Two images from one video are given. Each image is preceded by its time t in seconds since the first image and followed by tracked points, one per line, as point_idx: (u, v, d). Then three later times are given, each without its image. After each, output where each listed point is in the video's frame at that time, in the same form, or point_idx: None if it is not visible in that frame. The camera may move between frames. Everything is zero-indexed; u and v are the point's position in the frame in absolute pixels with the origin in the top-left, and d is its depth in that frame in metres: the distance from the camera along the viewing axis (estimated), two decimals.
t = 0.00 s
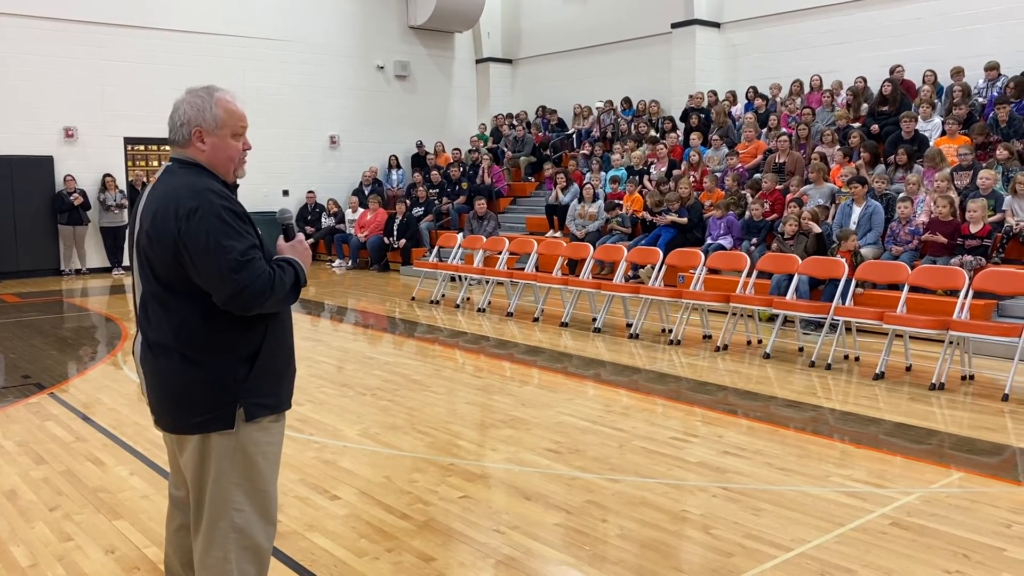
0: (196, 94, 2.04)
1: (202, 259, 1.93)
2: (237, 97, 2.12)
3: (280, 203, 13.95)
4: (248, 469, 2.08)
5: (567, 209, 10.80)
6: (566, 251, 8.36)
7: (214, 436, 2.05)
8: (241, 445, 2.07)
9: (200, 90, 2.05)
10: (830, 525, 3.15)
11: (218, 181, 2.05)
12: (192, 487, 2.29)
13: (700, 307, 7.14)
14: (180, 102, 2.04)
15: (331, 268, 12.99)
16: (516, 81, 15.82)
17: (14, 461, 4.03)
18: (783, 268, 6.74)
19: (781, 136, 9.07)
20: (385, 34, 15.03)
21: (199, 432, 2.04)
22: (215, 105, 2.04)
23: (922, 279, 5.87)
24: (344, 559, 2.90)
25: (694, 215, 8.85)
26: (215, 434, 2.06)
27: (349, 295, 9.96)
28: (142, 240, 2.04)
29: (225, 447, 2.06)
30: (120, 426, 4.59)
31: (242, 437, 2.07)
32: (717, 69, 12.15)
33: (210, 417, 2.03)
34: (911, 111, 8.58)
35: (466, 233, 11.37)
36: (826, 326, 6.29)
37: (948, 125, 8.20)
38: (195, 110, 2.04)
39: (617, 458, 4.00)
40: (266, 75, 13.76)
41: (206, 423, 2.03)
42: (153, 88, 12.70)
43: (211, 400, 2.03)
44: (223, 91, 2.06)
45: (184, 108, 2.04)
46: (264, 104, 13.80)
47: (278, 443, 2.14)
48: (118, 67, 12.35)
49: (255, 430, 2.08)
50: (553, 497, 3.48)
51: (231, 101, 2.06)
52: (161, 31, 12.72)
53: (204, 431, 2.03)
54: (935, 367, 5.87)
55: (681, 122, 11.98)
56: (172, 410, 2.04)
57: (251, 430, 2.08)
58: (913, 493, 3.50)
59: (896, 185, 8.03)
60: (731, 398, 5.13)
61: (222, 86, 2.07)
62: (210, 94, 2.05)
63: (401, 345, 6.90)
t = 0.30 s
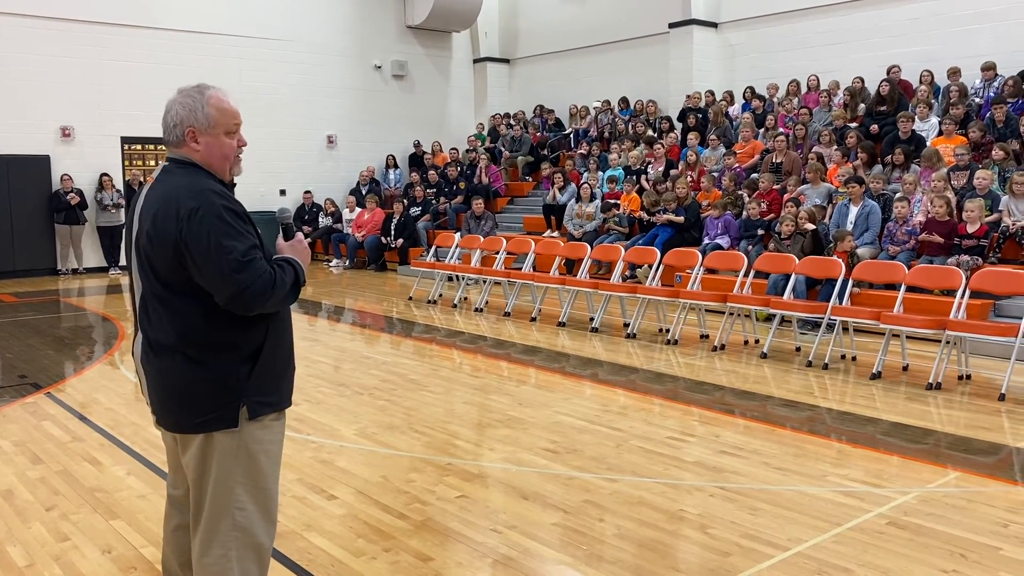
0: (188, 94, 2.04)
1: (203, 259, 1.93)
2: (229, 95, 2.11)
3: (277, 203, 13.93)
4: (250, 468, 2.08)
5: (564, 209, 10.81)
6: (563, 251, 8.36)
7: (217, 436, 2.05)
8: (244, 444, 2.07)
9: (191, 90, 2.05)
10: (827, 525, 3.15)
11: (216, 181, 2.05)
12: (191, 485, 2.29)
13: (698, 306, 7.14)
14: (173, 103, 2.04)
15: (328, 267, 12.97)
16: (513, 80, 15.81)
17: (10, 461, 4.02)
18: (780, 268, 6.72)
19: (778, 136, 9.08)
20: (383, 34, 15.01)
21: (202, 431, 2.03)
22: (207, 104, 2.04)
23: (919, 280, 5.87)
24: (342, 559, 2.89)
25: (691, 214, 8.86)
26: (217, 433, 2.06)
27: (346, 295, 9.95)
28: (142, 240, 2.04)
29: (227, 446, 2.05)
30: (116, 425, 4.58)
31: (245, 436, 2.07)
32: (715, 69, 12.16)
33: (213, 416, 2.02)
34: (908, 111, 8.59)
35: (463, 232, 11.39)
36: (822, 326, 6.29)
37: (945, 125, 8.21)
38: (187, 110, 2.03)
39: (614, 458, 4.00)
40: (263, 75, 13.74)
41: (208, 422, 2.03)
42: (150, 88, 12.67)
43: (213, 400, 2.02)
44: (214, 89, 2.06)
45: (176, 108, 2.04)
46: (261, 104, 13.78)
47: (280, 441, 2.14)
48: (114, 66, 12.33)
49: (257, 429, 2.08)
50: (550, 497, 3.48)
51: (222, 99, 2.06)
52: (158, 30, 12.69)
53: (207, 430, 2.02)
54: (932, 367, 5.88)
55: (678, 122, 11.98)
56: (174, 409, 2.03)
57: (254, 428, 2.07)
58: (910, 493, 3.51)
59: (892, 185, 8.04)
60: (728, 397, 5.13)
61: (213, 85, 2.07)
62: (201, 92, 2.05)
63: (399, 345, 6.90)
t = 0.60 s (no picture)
0: (183, 94, 2.04)
1: (201, 258, 1.93)
2: (224, 94, 2.11)
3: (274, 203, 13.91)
4: (248, 468, 2.08)
5: (562, 209, 10.83)
6: (561, 251, 8.35)
7: (213, 436, 2.05)
8: (241, 444, 2.07)
9: (186, 89, 2.05)
10: (824, 525, 3.15)
11: (213, 180, 2.05)
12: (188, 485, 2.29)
13: (695, 306, 7.14)
14: (167, 103, 2.04)
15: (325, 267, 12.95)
16: (511, 81, 15.82)
17: (7, 461, 4.01)
18: (777, 268, 6.74)
19: (776, 136, 9.08)
20: (380, 34, 15.00)
21: (199, 431, 2.03)
22: (201, 103, 2.04)
23: (915, 279, 5.88)
24: (340, 559, 2.89)
25: (688, 215, 8.87)
26: (213, 433, 2.05)
27: (344, 295, 9.94)
28: (139, 241, 2.03)
29: (224, 447, 2.05)
30: (114, 425, 4.57)
31: (242, 436, 2.06)
32: (711, 69, 12.16)
33: (211, 416, 2.02)
34: (905, 111, 8.60)
35: (461, 232, 11.37)
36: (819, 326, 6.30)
37: (942, 126, 8.21)
38: (182, 109, 2.03)
39: (612, 458, 4.01)
40: (260, 75, 13.74)
41: (205, 422, 2.02)
42: (147, 88, 12.65)
43: (211, 399, 2.02)
44: (209, 89, 2.06)
45: (171, 108, 2.04)
46: (259, 104, 13.77)
47: (277, 442, 2.14)
48: (111, 66, 12.31)
49: (254, 428, 2.08)
50: (547, 497, 3.48)
51: (216, 98, 2.06)
52: (155, 30, 12.67)
53: (204, 430, 2.02)
54: (929, 367, 5.89)
55: (676, 122, 11.99)
56: (171, 410, 2.03)
57: (251, 428, 2.08)
58: (907, 492, 3.51)
59: (890, 185, 8.06)
60: (726, 397, 5.14)
61: (207, 84, 2.06)
62: (196, 92, 2.05)
63: (396, 345, 6.90)
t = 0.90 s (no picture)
0: (179, 94, 2.04)
1: (198, 259, 1.92)
2: (221, 93, 2.11)
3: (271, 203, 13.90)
4: (245, 468, 2.08)
5: (560, 208, 10.83)
6: (559, 251, 8.35)
7: (211, 436, 2.05)
8: (239, 444, 2.07)
9: (182, 89, 2.05)
10: (822, 524, 3.16)
11: (209, 181, 2.05)
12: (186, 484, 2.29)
13: (693, 306, 7.14)
14: (163, 103, 2.05)
15: (323, 267, 12.94)
16: (509, 80, 15.82)
17: (5, 461, 4.01)
18: (774, 268, 6.76)
19: (773, 136, 9.09)
20: (378, 34, 15.00)
21: (197, 431, 2.03)
22: (197, 102, 2.03)
23: (912, 280, 5.89)
24: (338, 559, 2.89)
25: (686, 215, 8.88)
26: (210, 433, 2.05)
27: (342, 295, 9.93)
28: (136, 241, 2.03)
29: (222, 447, 2.05)
30: (112, 425, 4.57)
31: (240, 436, 2.07)
32: (709, 70, 12.17)
33: (208, 417, 2.02)
34: (902, 112, 8.61)
35: (459, 233, 11.35)
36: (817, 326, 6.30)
37: (940, 126, 8.22)
38: (178, 109, 2.04)
39: (610, 457, 4.01)
40: (258, 75, 13.73)
41: (203, 422, 2.02)
42: (144, 88, 12.63)
43: (208, 400, 2.02)
44: (204, 88, 2.06)
45: (167, 108, 2.05)
46: (257, 104, 13.75)
47: (275, 441, 2.14)
48: (109, 66, 12.30)
49: (252, 429, 2.08)
50: (545, 497, 3.48)
51: (212, 98, 2.05)
52: (152, 29, 12.66)
53: (202, 430, 2.02)
54: (926, 366, 5.90)
55: (674, 123, 11.99)
56: (170, 410, 2.03)
57: (248, 428, 2.08)
58: (904, 492, 3.52)
59: (887, 185, 8.07)
60: (724, 397, 5.14)
61: (203, 84, 2.06)
62: (192, 92, 2.05)
63: (394, 345, 6.90)
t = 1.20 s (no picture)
0: (178, 94, 2.04)
1: (195, 258, 1.92)
2: (219, 94, 2.11)
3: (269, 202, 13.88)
4: (244, 468, 2.08)
5: (558, 208, 10.83)
6: (557, 250, 8.36)
7: (209, 436, 2.05)
8: (237, 443, 2.07)
9: (181, 90, 2.05)
10: (820, 523, 3.16)
11: (206, 181, 2.05)
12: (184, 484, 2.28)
13: (691, 306, 7.14)
14: (163, 103, 2.05)
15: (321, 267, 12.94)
16: (507, 80, 15.82)
17: (2, 461, 4.00)
18: (773, 267, 6.79)
19: (771, 136, 9.10)
20: (375, 33, 14.99)
21: (195, 431, 2.03)
22: (197, 103, 2.03)
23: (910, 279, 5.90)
24: (335, 559, 2.89)
25: (684, 215, 8.89)
26: (208, 433, 2.05)
27: (341, 295, 9.91)
28: (133, 241, 2.03)
29: (221, 446, 2.05)
30: (110, 425, 4.56)
31: (238, 436, 2.06)
32: (706, 70, 12.18)
33: (205, 416, 2.02)
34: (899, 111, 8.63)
35: (457, 232, 11.34)
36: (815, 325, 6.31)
37: (937, 125, 8.23)
38: (178, 110, 2.03)
39: (608, 457, 4.01)
40: (256, 75, 13.72)
41: (201, 422, 2.02)
42: (142, 87, 12.62)
43: (206, 399, 2.02)
44: (204, 89, 2.06)
45: (167, 109, 2.04)
46: (254, 103, 13.74)
47: (273, 441, 2.13)
48: (106, 65, 12.28)
49: (250, 428, 2.08)
50: (543, 496, 3.48)
51: (213, 99, 2.05)
52: (150, 29, 12.64)
53: (200, 430, 2.02)
54: (924, 366, 5.91)
55: (671, 122, 11.99)
56: (168, 409, 2.03)
57: (247, 428, 2.08)
58: (902, 491, 3.52)
59: (884, 185, 8.09)
60: (721, 397, 5.15)
61: (202, 84, 2.06)
62: (192, 92, 2.04)
63: (392, 345, 6.90)
